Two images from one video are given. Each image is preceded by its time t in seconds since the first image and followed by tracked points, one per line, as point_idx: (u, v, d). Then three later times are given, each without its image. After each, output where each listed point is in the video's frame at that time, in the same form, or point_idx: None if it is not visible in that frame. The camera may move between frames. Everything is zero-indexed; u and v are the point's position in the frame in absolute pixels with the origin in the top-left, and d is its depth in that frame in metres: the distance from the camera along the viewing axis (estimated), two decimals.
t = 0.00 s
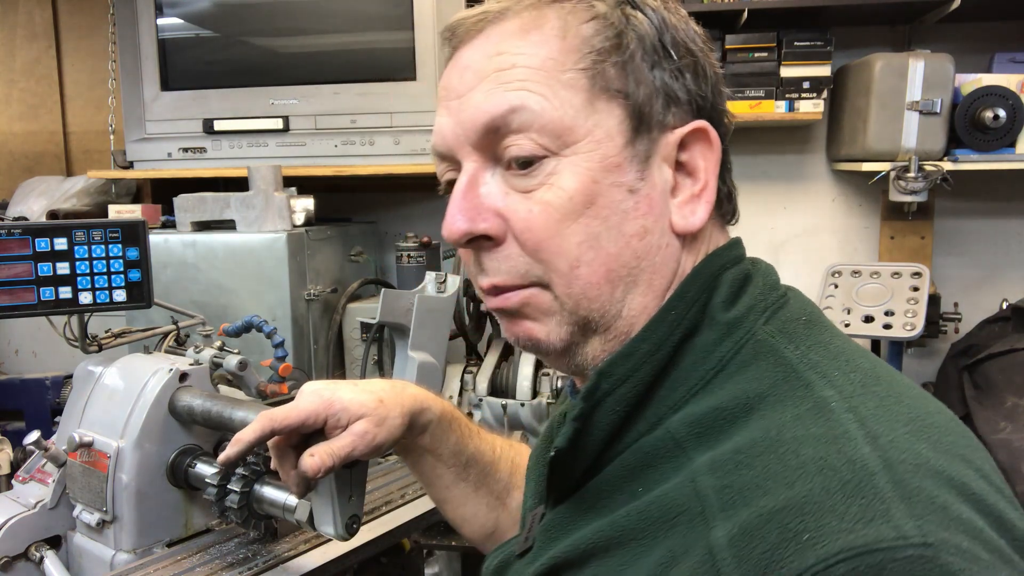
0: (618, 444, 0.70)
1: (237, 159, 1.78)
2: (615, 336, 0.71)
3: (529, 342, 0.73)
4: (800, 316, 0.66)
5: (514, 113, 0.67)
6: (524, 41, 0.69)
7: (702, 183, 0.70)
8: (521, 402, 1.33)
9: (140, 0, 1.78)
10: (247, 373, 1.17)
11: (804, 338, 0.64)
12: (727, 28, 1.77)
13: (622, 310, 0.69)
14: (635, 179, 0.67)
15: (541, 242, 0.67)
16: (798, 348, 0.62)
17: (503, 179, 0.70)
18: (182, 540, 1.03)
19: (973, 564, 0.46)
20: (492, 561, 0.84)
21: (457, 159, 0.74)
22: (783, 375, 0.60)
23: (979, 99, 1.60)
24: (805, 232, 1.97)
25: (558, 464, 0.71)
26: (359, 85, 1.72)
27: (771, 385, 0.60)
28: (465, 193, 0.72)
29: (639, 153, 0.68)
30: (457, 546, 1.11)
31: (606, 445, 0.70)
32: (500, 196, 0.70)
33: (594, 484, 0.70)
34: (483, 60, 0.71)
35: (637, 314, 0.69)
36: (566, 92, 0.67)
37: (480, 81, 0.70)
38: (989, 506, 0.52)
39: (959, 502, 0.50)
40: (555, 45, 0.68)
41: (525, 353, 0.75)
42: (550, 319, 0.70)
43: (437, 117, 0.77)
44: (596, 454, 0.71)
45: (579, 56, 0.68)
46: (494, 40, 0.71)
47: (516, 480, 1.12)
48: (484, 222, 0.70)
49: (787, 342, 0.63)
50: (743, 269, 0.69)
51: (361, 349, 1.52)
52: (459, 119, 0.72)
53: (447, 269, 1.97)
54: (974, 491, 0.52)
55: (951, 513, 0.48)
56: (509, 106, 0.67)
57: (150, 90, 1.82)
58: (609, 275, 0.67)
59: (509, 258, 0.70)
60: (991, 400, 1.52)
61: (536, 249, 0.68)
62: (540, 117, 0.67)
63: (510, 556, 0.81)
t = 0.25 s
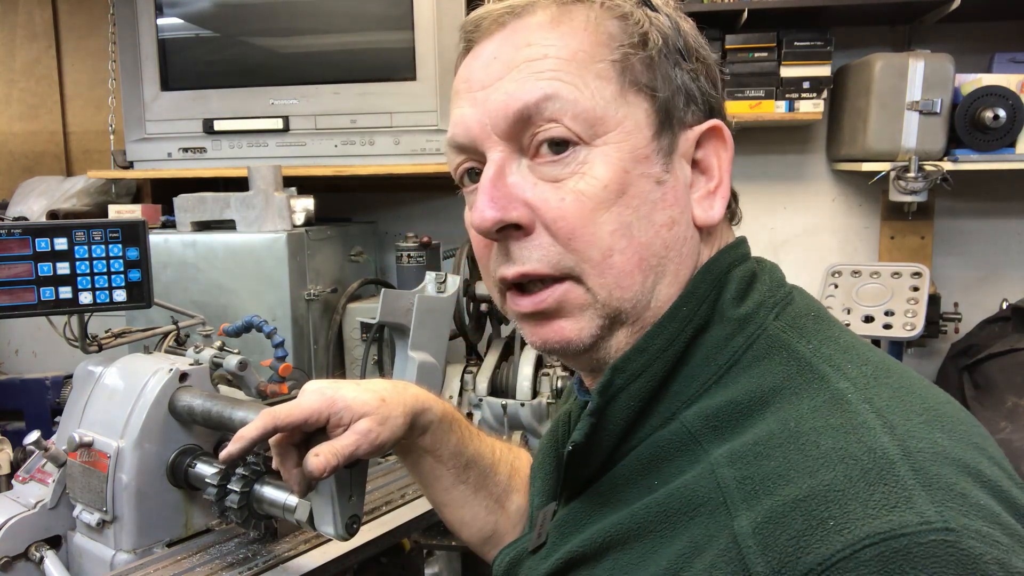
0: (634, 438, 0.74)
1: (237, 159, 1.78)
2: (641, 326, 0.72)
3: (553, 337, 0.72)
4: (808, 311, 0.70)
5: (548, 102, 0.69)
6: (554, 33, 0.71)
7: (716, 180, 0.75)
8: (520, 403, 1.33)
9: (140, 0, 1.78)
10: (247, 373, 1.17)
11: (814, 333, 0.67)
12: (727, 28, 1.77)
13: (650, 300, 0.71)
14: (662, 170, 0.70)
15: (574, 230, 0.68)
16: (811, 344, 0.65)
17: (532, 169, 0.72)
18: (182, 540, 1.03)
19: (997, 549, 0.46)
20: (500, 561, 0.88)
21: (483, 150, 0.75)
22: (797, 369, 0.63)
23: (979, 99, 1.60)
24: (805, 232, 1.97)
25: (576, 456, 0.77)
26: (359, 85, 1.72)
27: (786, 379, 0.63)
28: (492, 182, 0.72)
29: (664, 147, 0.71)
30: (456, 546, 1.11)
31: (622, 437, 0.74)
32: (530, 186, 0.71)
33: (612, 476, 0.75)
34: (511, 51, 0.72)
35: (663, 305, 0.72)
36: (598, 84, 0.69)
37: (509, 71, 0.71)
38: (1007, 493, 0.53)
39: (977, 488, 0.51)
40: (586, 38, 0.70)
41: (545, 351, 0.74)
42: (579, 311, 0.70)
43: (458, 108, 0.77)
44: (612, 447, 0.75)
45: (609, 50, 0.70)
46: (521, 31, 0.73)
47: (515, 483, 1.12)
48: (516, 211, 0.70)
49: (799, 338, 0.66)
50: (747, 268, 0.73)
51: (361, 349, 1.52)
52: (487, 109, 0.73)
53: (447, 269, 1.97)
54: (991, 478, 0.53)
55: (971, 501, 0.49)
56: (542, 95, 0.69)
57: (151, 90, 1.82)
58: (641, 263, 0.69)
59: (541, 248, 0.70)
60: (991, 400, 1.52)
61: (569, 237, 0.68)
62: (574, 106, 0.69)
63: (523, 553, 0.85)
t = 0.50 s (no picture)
0: (636, 437, 0.74)
1: (237, 159, 1.78)
2: (643, 323, 0.72)
3: (555, 332, 0.72)
4: (805, 309, 0.70)
5: (555, 98, 0.69)
6: (558, 31, 0.71)
7: (715, 181, 0.75)
8: (521, 402, 1.33)
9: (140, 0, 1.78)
10: (247, 373, 1.17)
11: (812, 330, 0.67)
12: (727, 28, 1.77)
13: (654, 297, 0.71)
14: (666, 169, 0.71)
15: (580, 226, 0.68)
16: (811, 340, 0.65)
17: (537, 165, 0.72)
18: (182, 540, 1.03)
19: (1002, 538, 0.47)
20: (506, 562, 0.88)
21: (487, 145, 0.74)
22: (799, 365, 0.63)
23: (979, 99, 1.60)
24: (805, 232, 1.97)
25: (581, 455, 0.77)
26: (359, 85, 1.72)
27: (788, 375, 0.63)
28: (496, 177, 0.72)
29: (667, 147, 0.71)
30: (456, 546, 1.11)
31: (624, 437, 0.74)
32: (535, 182, 0.71)
33: (616, 476, 0.75)
34: (516, 48, 0.72)
35: (667, 301, 0.72)
36: (603, 82, 0.69)
37: (515, 67, 0.71)
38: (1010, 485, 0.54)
39: (981, 479, 0.52)
40: (591, 36, 0.70)
41: (545, 346, 0.73)
42: (581, 305, 0.70)
43: (461, 104, 0.77)
44: (614, 448, 0.75)
45: (615, 48, 0.71)
46: (526, 28, 0.72)
47: (514, 481, 1.13)
48: (521, 207, 0.70)
49: (799, 334, 0.66)
50: (743, 268, 0.74)
51: (361, 349, 1.52)
52: (492, 105, 0.72)
53: (447, 269, 1.97)
54: (993, 468, 0.54)
55: (976, 492, 0.49)
56: (549, 91, 0.69)
57: (151, 90, 1.82)
58: (646, 260, 0.69)
59: (546, 243, 0.70)
60: (991, 400, 1.52)
61: (575, 233, 0.68)
62: (581, 103, 0.69)
63: (527, 554, 0.85)
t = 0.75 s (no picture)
0: (631, 447, 0.73)
1: (237, 160, 1.78)
2: (629, 331, 0.72)
3: (541, 343, 0.72)
4: (788, 311, 0.70)
5: (536, 110, 0.69)
6: (538, 42, 0.71)
7: (696, 187, 0.76)
8: (521, 402, 1.33)
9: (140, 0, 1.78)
10: (247, 373, 1.17)
11: (798, 334, 0.67)
12: (727, 28, 1.77)
13: (638, 306, 0.71)
14: (647, 178, 0.71)
15: (564, 238, 0.68)
16: (798, 345, 0.65)
17: (520, 176, 0.72)
18: (182, 540, 1.03)
19: (996, 539, 0.47)
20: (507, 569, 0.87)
21: (469, 157, 0.74)
22: (787, 371, 0.63)
23: (979, 99, 1.60)
24: (805, 232, 1.97)
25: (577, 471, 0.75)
26: (359, 85, 1.72)
27: (777, 382, 0.63)
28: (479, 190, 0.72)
29: (648, 155, 0.72)
30: (456, 546, 1.11)
31: (618, 449, 0.73)
32: (518, 193, 0.71)
33: (612, 487, 0.74)
34: (495, 60, 0.72)
35: (651, 309, 0.72)
36: (583, 93, 0.70)
37: (495, 79, 0.71)
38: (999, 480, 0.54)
39: (973, 480, 0.52)
40: (570, 46, 0.70)
41: (532, 355, 0.74)
42: (566, 317, 0.70)
43: (441, 115, 0.77)
44: (609, 459, 0.74)
45: (594, 59, 0.71)
46: (505, 40, 0.72)
47: (512, 478, 1.13)
48: (506, 220, 0.70)
49: (785, 339, 0.66)
50: (726, 271, 0.73)
51: (361, 349, 1.52)
52: (473, 117, 0.72)
53: (447, 269, 1.97)
54: (983, 467, 0.54)
55: (968, 494, 0.50)
56: (530, 103, 0.69)
57: (150, 90, 1.82)
58: (629, 269, 0.70)
59: (530, 256, 0.70)
60: (991, 400, 1.52)
61: (559, 245, 0.69)
62: (562, 115, 0.69)
63: (527, 565, 0.84)
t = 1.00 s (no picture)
0: (626, 449, 0.74)
1: (237, 160, 1.78)
2: (626, 333, 0.73)
3: (540, 347, 0.72)
4: (780, 313, 0.70)
5: (529, 117, 0.69)
6: (530, 49, 0.71)
7: (689, 190, 0.76)
8: (521, 402, 1.33)
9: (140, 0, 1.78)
10: (247, 373, 1.17)
11: (789, 336, 0.67)
12: (727, 28, 1.77)
13: (633, 307, 0.72)
14: (640, 182, 0.71)
15: (560, 242, 0.68)
16: (788, 346, 0.65)
17: (515, 182, 0.71)
18: (182, 540, 1.03)
19: (980, 538, 0.47)
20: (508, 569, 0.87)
21: (464, 164, 0.74)
22: (777, 373, 0.63)
23: (979, 99, 1.60)
24: (805, 232, 1.97)
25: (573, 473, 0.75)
26: (359, 85, 1.72)
27: (768, 384, 0.63)
28: (476, 197, 0.72)
29: (641, 160, 0.72)
30: (456, 546, 1.11)
31: (614, 451, 0.74)
32: (514, 199, 0.71)
33: (608, 488, 0.75)
34: (489, 68, 0.72)
35: (647, 310, 0.72)
36: (576, 99, 0.69)
37: (488, 87, 0.71)
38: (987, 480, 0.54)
39: (960, 481, 0.51)
40: (562, 54, 0.70)
41: (530, 359, 0.74)
42: (566, 319, 0.71)
43: (436, 123, 0.77)
44: (605, 461, 0.74)
45: (586, 66, 0.71)
46: (498, 48, 0.72)
47: (511, 476, 1.13)
48: (502, 226, 0.70)
49: (776, 341, 0.66)
50: (718, 273, 0.73)
51: (361, 349, 1.52)
52: (468, 125, 0.72)
53: (447, 269, 1.97)
54: (971, 468, 0.54)
55: (952, 494, 0.49)
56: (524, 110, 0.69)
57: (150, 90, 1.82)
58: (624, 272, 0.70)
59: (527, 259, 0.70)
60: (991, 400, 1.52)
61: (555, 249, 0.69)
62: (556, 121, 0.69)
63: (527, 565, 0.84)
